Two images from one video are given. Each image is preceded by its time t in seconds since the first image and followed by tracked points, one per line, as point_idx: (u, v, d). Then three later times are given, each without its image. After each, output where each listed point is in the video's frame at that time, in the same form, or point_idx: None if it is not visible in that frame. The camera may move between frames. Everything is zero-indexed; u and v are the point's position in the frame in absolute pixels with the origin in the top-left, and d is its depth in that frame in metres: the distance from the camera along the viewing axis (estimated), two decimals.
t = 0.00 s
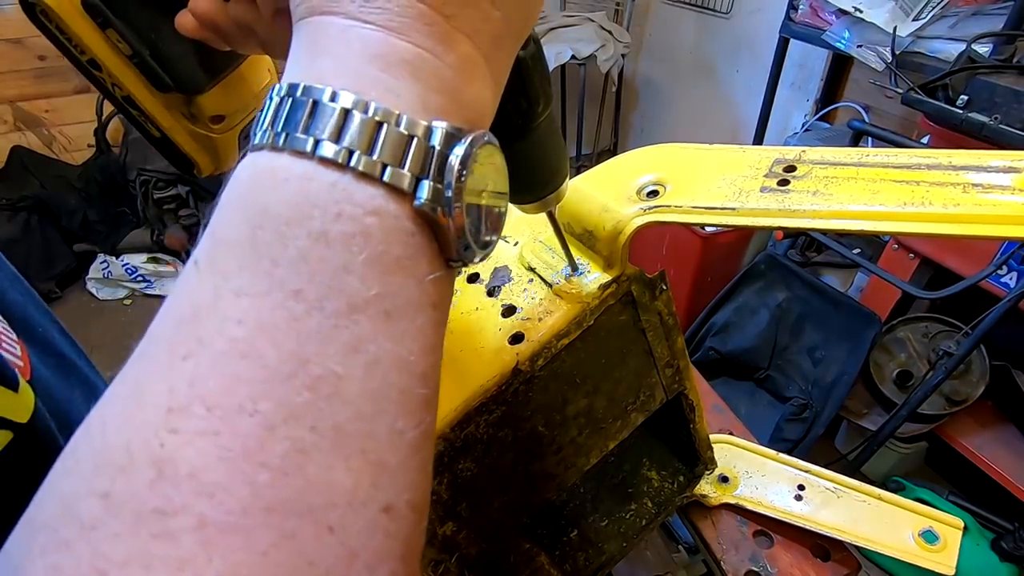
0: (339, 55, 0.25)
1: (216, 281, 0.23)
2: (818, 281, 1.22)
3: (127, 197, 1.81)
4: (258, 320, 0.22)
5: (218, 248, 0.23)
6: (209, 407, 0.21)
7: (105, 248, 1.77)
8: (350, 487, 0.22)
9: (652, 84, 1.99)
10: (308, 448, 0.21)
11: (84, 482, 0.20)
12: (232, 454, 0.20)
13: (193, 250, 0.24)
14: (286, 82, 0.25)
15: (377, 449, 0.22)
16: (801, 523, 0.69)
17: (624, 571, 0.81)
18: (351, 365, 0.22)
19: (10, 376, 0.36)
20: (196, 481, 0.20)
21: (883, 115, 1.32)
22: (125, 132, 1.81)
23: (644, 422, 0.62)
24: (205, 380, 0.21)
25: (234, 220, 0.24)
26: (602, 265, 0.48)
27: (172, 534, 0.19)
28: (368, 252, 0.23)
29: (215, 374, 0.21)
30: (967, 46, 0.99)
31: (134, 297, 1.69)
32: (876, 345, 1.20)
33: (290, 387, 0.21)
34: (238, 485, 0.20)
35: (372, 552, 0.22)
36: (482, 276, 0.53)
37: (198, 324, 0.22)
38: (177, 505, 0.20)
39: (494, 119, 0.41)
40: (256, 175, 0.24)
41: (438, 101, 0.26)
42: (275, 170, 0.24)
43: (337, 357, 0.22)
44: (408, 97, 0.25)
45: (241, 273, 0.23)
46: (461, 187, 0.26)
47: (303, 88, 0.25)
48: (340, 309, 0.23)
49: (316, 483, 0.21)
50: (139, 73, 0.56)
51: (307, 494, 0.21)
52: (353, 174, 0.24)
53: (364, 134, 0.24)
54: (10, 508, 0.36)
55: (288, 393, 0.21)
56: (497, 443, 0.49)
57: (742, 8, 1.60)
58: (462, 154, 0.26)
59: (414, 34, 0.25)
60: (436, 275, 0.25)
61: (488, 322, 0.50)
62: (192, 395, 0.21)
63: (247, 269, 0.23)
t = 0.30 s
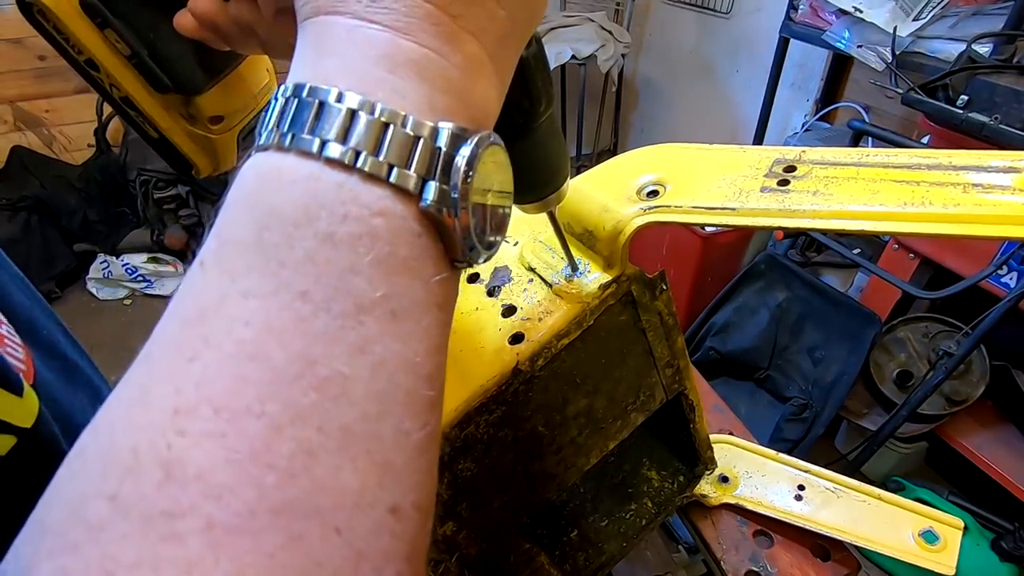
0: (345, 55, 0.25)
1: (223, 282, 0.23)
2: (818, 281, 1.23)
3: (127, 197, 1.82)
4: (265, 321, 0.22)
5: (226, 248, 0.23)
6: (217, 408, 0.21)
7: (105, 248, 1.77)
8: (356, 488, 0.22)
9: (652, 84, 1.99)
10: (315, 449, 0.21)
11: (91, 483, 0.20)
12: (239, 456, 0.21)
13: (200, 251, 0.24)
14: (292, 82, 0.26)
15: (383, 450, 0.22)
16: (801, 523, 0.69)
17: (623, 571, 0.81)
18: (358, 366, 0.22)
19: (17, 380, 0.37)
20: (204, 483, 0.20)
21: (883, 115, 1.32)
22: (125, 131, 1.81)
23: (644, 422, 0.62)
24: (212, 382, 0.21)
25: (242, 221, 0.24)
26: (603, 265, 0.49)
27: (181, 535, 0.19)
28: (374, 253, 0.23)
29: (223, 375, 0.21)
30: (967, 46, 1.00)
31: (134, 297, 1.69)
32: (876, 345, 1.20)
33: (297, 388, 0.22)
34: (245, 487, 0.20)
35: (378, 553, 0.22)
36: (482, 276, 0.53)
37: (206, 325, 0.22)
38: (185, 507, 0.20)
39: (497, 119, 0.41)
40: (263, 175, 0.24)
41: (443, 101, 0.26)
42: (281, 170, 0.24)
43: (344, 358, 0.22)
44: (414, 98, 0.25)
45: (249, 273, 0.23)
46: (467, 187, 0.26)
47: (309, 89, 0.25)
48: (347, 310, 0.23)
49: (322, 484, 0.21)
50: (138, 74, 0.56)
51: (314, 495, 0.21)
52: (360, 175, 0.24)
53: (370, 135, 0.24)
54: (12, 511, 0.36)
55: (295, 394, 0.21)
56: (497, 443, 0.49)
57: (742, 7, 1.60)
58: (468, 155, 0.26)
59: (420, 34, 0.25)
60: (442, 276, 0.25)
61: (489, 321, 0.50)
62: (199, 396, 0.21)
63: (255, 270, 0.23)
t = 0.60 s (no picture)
0: (332, 63, 0.25)
1: (214, 287, 0.23)
2: (818, 281, 1.22)
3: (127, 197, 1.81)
4: (254, 328, 0.22)
5: (216, 254, 0.23)
6: (207, 412, 0.21)
7: (105, 248, 1.77)
8: (344, 488, 0.21)
9: (652, 84, 1.99)
10: (302, 452, 0.21)
11: (93, 477, 0.21)
12: (233, 454, 0.20)
13: (194, 254, 0.24)
14: (282, 89, 0.25)
15: (371, 450, 0.22)
16: (801, 523, 0.69)
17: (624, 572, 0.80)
18: (345, 372, 0.22)
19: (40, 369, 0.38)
20: (198, 481, 0.20)
21: (883, 115, 1.32)
22: (125, 131, 1.81)
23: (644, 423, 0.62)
24: (204, 385, 0.21)
25: (234, 226, 0.23)
26: (602, 265, 0.48)
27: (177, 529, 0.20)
28: (362, 261, 0.23)
29: (218, 375, 0.21)
30: (967, 46, 0.99)
31: (134, 297, 1.67)
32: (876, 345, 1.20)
33: (287, 392, 0.21)
34: (238, 487, 0.20)
35: (367, 553, 0.21)
36: (482, 276, 0.53)
37: (195, 332, 0.22)
38: (181, 501, 0.20)
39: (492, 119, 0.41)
40: (253, 183, 0.24)
41: (433, 109, 0.26)
42: (272, 178, 0.24)
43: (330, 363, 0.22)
44: (401, 105, 0.25)
45: (239, 280, 0.23)
46: (454, 193, 0.26)
47: (298, 97, 0.25)
48: (335, 319, 0.22)
49: (310, 486, 0.21)
50: (145, 74, 0.57)
51: (303, 496, 0.21)
52: (347, 184, 0.24)
53: (357, 142, 0.24)
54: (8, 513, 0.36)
55: (283, 400, 0.21)
56: (497, 443, 0.49)
57: (742, 7, 1.60)
58: (456, 159, 0.26)
59: (405, 43, 0.25)
60: (429, 283, 0.25)
61: (489, 322, 0.49)
62: (191, 399, 0.21)
63: (245, 277, 0.23)
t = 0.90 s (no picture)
0: (337, 46, 0.25)
1: (217, 263, 0.23)
2: (818, 281, 1.22)
3: (126, 197, 1.81)
4: (258, 302, 0.22)
5: (220, 233, 0.23)
6: (210, 379, 0.21)
7: (105, 248, 1.76)
8: (345, 464, 0.22)
9: (652, 84, 1.99)
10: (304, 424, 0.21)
11: (93, 444, 0.21)
12: (231, 424, 0.21)
13: (197, 237, 0.24)
14: (285, 73, 0.25)
15: (372, 426, 0.22)
16: (801, 523, 0.69)
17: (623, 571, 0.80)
18: (346, 346, 0.22)
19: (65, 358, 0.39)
20: (196, 449, 0.20)
21: (883, 115, 1.31)
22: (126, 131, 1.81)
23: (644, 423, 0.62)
24: (207, 354, 0.21)
25: (236, 206, 0.23)
26: (603, 265, 0.48)
27: (175, 494, 0.20)
28: (363, 238, 0.23)
29: (217, 348, 0.21)
30: (967, 46, 0.99)
31: (134, 297, 1.64)
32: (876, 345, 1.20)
33: (288, 364, 0.21)
34: (238, 455, 0.21)
35: (368, 525, 0.22)
36: (482, 276, 0.53)
37: (201, 304, 0.22)
38: (178, 470, 0.20)
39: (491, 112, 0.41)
40: (257, 162, 0.24)
41: (436, 91, 0.26)
42: (274, 157, 0.24)
43: (331, 338, 0.22)
44: (406, 87, 0.25)
45: (242, 256, 0.23)
46: (457, 174, 0.26)
47: (302, 78, 0.25)
48: (336, 292, 0.22)
49: (311, 458, 0.21)
50: (142, 80, 0.57)
51: (305, 467, 0.21)
52: (349, 162, 0.24)
53: (359, 122, 0.24)
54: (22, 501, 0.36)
55: (285, 372, 0.21)
56: (497, 443, 0.49)
57: (743, 8, 1.60)
58: (457, 142, 0.26)
59: (412, 23, 0.25)
60: (431, 260, 0.25)
61: (489, 322, 0.49)
62: (192, 368, 0.21)
63: (247, 253, 0.23)
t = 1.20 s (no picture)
0: (350, 37, 0.25)
1: (231, 252, 0.22)
2: (818, 281, 1.22)
3: (126, 198, 1.80)
4: (273, 290, 0.21)
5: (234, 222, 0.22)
6: (222, 366, 0.20)
7: (105, 248, 1.77)
8: (361, 458, 0.20)
9: (652, 84, 1.99)
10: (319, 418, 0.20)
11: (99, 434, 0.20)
12: (245, 413, 0.20)
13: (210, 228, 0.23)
14: (299, 62, 0.25)
15: (391, 421, 0.21)
16: (801, 523, 0.69)
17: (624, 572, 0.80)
18: (365, 338, 0.21)
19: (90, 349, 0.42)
20: (207, 437, 0.19)
21: (883, 115, 1.31)
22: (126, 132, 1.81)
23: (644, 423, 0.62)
24: (220, 341, 0.20)
25: (251, 196, 0.23)
26: (602, 265, 0.48)
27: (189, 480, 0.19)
28: (382, 227, 0.22)
29: (232, 336, 0.20)
30: (967, 46, 0.99)
31: (134, 297, 1.66)
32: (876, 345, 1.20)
33: (305, 356, 0.20)
34: (249, 447, 0.19)
35: (386, 524, 0.20)
36: (482, 276, 0.53)
37: (213, 292, 0.21)
38: (187, 460, 0.19)
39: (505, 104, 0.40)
40: (272, 153, 0.23)
41: (455, 81, 0.25)
42: (290, 147, 0.23)
43: (349, 328, 0.21)
44: (422, 75, 0.25)
45: (257, 245, 0.22)
46: (480, 165, 0.25)
47: (314, 66, 0.24)
48: (354, 283, 0.22)
49: (326, 454, 0.20)
50: (132, 91, 0.56)
51: (320, 461, 0.20)
52: (366, 153, 0.23)
53: (375, 111, 0.23)
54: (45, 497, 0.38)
55: (304, 362, 0.20)
56: (496, 443, 0.49)
57: (742, 8, 1.60)
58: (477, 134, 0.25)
59: (423, 16, 0.25)
60: (447, 254, 0.24)
61: (489, 322, 0.49)
62: (207, 359, 0.20)
63: (262, 243, 0.22)
